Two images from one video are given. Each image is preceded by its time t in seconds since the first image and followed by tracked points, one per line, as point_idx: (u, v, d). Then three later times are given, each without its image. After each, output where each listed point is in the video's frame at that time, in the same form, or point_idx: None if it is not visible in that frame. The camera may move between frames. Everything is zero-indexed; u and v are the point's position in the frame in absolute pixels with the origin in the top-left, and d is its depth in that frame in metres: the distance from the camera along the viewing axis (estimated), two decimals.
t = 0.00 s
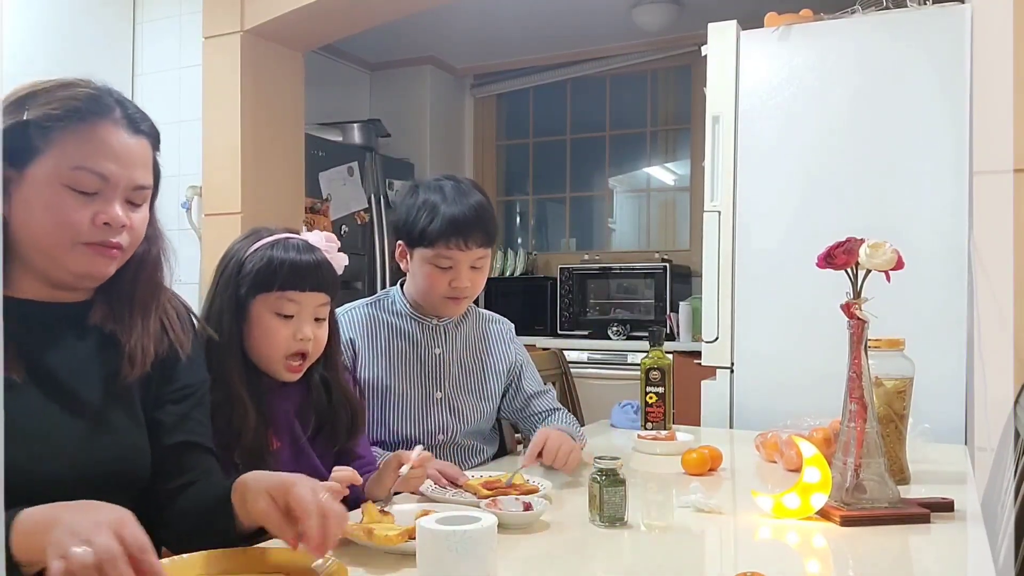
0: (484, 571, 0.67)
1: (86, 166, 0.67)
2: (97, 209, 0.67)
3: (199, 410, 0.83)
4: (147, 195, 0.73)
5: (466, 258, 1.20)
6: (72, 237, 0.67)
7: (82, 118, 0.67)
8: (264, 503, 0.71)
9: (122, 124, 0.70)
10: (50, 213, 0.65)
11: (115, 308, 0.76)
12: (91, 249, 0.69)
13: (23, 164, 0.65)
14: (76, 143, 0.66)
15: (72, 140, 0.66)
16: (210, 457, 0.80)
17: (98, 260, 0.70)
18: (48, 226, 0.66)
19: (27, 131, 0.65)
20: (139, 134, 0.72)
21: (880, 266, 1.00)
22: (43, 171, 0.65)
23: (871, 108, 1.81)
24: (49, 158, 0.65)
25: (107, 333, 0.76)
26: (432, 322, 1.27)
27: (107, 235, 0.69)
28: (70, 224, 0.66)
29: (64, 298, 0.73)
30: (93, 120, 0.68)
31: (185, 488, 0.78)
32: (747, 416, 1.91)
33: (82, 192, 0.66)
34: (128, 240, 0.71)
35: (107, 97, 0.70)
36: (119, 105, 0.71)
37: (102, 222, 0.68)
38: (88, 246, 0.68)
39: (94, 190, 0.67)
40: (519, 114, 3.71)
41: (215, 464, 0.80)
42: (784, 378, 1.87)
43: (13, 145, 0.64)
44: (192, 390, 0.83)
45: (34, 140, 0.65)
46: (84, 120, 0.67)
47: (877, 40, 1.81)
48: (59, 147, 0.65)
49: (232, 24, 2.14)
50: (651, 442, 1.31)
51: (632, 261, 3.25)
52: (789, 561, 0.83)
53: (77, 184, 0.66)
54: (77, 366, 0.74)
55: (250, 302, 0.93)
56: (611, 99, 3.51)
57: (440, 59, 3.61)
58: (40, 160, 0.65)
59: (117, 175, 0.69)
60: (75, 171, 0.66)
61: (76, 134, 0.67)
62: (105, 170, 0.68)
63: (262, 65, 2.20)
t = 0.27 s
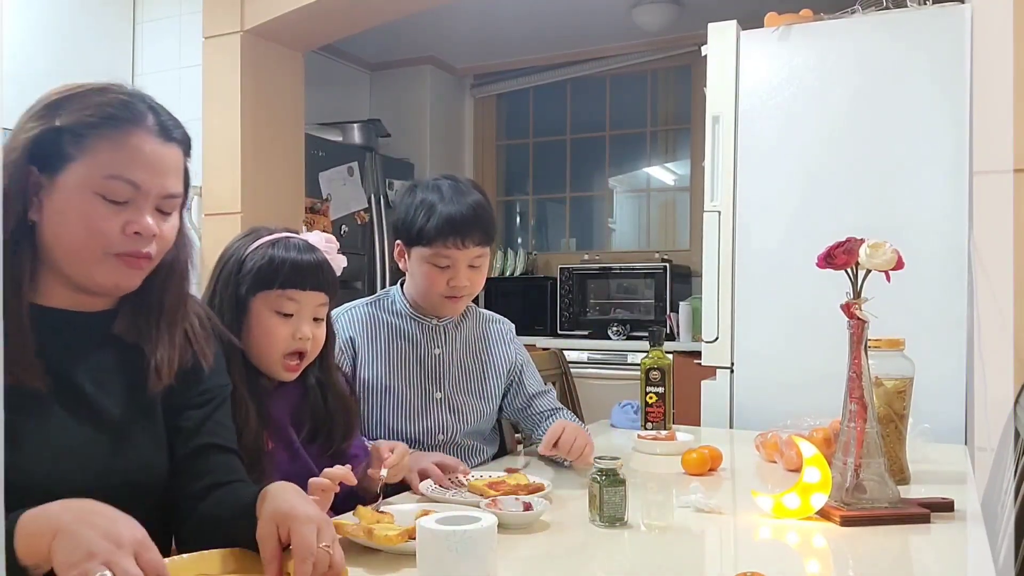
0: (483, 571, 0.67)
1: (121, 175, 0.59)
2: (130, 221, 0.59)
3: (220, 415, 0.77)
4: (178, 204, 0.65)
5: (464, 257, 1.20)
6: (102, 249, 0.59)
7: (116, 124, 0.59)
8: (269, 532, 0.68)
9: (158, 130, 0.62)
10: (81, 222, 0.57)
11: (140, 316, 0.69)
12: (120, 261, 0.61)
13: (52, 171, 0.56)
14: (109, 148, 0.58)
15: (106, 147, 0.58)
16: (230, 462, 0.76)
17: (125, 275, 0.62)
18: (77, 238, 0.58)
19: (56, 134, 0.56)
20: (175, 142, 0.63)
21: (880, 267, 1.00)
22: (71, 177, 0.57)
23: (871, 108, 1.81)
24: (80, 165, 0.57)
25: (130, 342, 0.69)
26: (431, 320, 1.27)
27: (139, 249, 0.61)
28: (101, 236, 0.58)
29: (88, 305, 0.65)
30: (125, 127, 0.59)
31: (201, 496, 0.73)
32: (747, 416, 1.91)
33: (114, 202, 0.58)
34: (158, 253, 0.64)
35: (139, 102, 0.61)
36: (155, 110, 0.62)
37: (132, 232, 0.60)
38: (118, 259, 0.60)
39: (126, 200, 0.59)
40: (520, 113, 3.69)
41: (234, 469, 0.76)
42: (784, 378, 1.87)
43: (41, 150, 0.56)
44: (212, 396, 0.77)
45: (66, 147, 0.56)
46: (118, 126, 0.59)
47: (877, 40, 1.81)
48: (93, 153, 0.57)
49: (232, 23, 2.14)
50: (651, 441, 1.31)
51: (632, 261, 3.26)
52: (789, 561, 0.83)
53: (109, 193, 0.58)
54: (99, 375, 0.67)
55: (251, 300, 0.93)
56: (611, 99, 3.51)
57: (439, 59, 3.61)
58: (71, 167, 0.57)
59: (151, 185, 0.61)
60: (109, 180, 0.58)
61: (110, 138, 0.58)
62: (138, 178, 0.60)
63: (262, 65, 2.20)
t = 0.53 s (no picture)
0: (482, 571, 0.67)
1: (136, 185, 0.59)
2: (144, 231, 0.59)
3: (225, 418, 0.79)
4: (194, 215, 0.65)
5: (461, 253, 1.20)
6: (117, 261, 0.60)
7: (134, 134, 0.59)
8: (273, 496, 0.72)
9: (173, 141, 0.62)
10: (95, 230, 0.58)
11: (153, 322, 0.71)
12: (131, 269, 0.61)
13: (70, 179, 0.57)
14: (128, 158, 0.58)
15: (124, 156, 0.58)
16: (234, 463, 0.77)
17: (138, 283, 0.63)
18: (93, 247, 0.58)
19: (74, 143, 0.57)
20: (192, 153, 0.64)
21: (880, 267, 1.00)
22: (87, 187, 0.57)
23: (872, 107, 1.81)
24: (95, 174, 0.57)
25: (143, 348, 0.70)
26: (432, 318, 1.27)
27: (152, 259, 0.62)
28: (117, 246, 0.59)
29: (105, 311, 0.66)
30: (144, 136, 0.60)
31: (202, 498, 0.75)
32: (748, 416, 1.91)
33: (128, 212, 0.59)
34: (170, 262, 0.64)
35: (156, 109, 0.62)
36: (172, 120, 0.63)
37: (146, 242, 0.60)
38: (132, 270, 0.61)
39: (141, 210, 0.59)
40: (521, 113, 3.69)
41: (238, 470, 0.77)
42: (784, 378, 1.86)
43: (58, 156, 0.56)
44: (218, 398, 0.79)
45: (83, 153, 0.57)
46: (136, 135, 0.59)
47: (878, 39, 1.80)
48: (108, 161, 0.57)
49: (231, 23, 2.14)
50: (651, 441, 1.31)
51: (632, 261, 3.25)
52: (790, 562, 0.82)
53: (123, 204, 0.58)
54: (113, 383, 0.68)
55: (250, 296, 0.92)
56: (611, 99, 3.51)
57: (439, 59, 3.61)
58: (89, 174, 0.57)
59: (168, 198, 0.61)
60: (126, 191, 0.58)
61: (127, 148, 0.58)
62: (153, 189, 0.60)
63: (261, 65, 2.20)
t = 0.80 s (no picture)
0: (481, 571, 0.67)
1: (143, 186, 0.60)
2: (150, 233, 0.42)
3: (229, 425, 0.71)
4: (198, 219, 0.48)
5: (462, 253, 1.20)
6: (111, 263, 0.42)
7: (140, 129, 0.43)
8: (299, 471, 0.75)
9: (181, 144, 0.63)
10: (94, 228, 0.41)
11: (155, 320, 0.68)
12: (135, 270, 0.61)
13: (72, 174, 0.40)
14: (137, 156, 0.42)
15: (129, 155, 0.42)
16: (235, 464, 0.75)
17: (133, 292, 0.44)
18: (82, 254, 0.41)
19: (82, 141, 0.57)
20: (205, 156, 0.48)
21: (881, 267, 1.00)
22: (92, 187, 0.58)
23: (872, 108, 1.81)
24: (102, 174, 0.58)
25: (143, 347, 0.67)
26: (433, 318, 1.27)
27: (149, 271, 0.44)
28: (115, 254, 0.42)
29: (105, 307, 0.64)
30: (149, 133, 0.43)
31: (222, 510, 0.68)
32: (748, 416, 1.91)
33: (130, 215, 0.42)
34: (174, 271, 0.47)
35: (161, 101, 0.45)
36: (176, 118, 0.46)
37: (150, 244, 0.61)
38: (133, 271, 0.43)
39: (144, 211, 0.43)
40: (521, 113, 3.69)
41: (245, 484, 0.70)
42: (784, 378, 1.86)
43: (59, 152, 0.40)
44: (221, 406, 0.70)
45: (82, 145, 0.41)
46: (142, 135, 0.43)
47: (878, 39, 1.80)
48: (111, 158, 0.41)
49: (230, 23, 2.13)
50: (652, 442, 1.30)
51: (632, 261, 3.25)
52: (789, 562, 0.82)
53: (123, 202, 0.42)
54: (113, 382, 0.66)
55: (249, 295, 0.83)
56: (611, 99, 3.51)
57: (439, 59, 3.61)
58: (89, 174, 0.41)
59: (171, 203, 0.44)
60: (127, 189, 0.42)
61: (131, 148, 0.42)
62: (153, 191, 0.43)
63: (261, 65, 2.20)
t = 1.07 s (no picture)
0: (482, 570, 0.67)
1: (148, 185, 0.60)
2: (153, 233, 0.60)
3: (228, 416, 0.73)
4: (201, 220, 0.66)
5: (462, 254, 1.20)
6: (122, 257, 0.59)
7: (149, 136, 0.60)
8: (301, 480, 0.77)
9: (184, 145, 0.63)
10: (106, 224, 0.57)
11: (163, 324, 0.64)
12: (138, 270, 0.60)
13: (84, 177, 0.56)
14: (140, 157, 0.59)
15: (138, 157, 0.59)
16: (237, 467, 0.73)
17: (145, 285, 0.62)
18: (97, 247, 0.58)
19: (88, 140, 0.56)
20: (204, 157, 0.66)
21: (881, 267, 1.00)
22: (98, 186, 0.57)
23: (872, 108, 1.81)
24: (107, 173, 0.57)
25: (149, 351, 0.63)
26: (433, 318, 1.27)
27: (158, 261, 0.62)
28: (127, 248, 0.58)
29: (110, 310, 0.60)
30: (158, 138, 0.61)
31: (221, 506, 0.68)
32: (748, 416, 1.91)
33: (139, 211, 0.59)
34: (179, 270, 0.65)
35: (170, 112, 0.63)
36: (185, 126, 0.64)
37: (154, 243, 0.60)
38: (140, 269, 0.60)
39: (153, 211, 0.60)
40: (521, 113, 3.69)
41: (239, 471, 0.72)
42: (784, 378, 1.87)
43: (75, 156, 0.56)
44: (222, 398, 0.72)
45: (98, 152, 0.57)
46: (151, 136, 0.60)
47: (878, 39, 1.80)
48: (122, 161, 0.58)
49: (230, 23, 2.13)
50: (652, 442, 1.30)
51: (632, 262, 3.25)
52: (789, 562, 0.82)
53: (137, 202, 0.59)
54: (121, 388, 0.62)
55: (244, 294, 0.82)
56: (611, 99, 3.51)
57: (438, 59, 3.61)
58: (100, 173, 0.57)
59: (178, 200, 0.62)
60: (136, 189, 0.59)
61: (140, 148, 0.59)
62: (165, 191, 0.61)
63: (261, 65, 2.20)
